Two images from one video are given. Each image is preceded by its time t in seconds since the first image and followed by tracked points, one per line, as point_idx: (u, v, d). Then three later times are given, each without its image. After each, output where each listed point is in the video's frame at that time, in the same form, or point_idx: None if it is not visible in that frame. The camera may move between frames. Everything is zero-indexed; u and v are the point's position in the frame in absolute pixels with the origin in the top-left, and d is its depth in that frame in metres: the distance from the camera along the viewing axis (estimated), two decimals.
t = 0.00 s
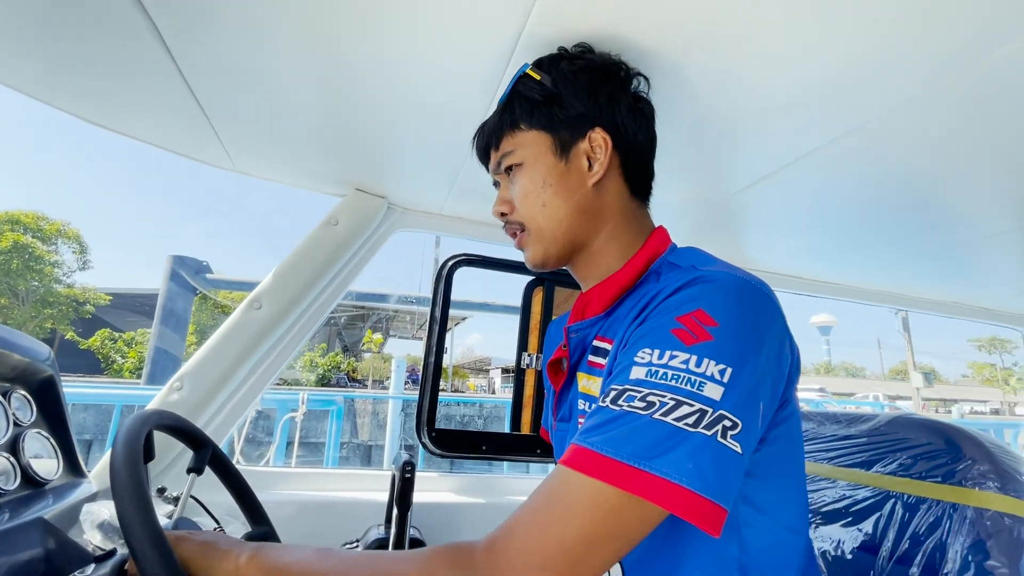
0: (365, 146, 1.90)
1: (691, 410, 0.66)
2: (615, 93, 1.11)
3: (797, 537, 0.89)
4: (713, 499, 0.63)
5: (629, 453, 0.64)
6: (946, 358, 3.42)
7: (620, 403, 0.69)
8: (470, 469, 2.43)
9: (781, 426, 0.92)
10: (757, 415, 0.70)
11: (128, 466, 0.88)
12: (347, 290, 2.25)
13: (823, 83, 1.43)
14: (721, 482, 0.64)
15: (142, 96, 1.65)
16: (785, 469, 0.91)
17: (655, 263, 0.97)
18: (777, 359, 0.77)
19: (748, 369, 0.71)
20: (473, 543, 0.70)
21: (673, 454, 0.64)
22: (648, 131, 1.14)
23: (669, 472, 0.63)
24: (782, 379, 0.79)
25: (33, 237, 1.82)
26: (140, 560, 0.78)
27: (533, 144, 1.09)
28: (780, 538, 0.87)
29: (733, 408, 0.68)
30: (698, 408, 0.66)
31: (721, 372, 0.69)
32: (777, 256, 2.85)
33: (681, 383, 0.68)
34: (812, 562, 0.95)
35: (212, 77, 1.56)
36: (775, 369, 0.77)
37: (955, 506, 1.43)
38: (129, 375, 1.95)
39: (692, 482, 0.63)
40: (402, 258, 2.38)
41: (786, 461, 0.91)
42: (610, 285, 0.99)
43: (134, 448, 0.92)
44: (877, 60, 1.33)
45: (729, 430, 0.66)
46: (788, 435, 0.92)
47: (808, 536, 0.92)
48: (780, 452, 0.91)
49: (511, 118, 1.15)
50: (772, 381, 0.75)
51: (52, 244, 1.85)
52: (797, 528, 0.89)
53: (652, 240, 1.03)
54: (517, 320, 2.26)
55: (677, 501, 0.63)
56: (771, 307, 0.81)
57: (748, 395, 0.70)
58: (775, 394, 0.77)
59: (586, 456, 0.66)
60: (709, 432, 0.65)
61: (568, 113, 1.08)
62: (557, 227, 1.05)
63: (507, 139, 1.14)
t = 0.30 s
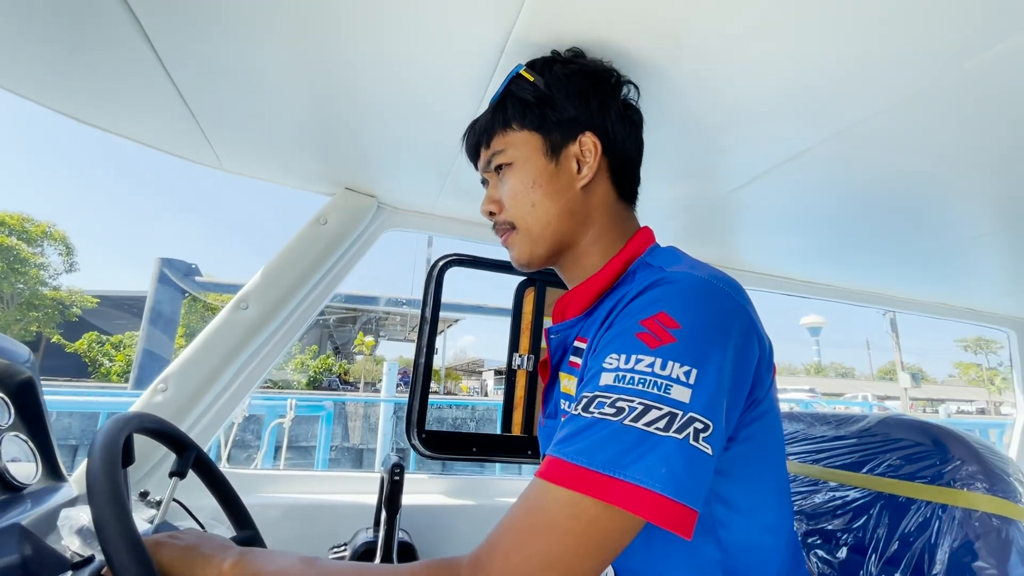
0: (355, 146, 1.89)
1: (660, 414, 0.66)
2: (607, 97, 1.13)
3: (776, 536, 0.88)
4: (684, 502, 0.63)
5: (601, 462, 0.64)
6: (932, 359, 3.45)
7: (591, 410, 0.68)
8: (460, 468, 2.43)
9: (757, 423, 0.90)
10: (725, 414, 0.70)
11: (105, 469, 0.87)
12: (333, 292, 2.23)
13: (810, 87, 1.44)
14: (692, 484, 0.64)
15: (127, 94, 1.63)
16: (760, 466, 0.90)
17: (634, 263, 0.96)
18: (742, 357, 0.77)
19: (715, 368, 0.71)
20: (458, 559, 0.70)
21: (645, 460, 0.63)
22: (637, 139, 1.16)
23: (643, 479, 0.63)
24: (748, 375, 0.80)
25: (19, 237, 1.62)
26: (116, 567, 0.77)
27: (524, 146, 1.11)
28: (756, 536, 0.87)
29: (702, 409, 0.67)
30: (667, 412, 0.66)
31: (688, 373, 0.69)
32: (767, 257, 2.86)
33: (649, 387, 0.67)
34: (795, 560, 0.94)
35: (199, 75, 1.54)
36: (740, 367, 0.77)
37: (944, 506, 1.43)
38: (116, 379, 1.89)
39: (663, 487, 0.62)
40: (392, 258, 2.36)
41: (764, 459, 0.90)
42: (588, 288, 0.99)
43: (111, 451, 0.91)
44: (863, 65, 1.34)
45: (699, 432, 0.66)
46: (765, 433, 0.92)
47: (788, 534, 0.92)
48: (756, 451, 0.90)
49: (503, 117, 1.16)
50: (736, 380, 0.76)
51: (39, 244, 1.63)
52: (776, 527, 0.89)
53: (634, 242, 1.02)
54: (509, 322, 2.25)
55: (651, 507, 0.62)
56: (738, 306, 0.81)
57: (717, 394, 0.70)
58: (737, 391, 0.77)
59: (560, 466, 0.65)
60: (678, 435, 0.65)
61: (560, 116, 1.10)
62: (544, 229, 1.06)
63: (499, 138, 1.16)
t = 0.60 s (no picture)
0: (349, 146, 1.89)
1: (662, 406, 0.66)
2: (628, 106, 1.20)
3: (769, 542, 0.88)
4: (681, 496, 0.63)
5: (602, 450, 0.64)
6: (924, 359, 3.48)
7: (594, 397, 0.69)
8: (452, 471, 2.41)
9: (758, 428, 0.90)
10: (727, 412, 0.71)
11: (86, 476, 0.87)
12: (324, 294, 2.23)
13: (802, 88, 1.45)
14: (690, 479, 0.64)
15: (119, 93, 1.62)
16: (758, 468, 0.90)
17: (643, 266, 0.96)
18: (748, 356, 0.77)
19: (720, 366, 0.71)
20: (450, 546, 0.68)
21: (644, 450, 0.64)
22: (652, 148, 1.23)
23: (642, 469, 0.63)
24: (755, 376, 0.80)
25: (10, 239, 1.61)
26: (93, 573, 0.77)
27: (547, 146, 1.17)
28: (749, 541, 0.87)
29: (704, 404, 0.68)
30: (670, 405, 0.66)
31: (692, 369, 0.69)
32: (760, 258, 2.87)
33: (653, 379, 0.68)
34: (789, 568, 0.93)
35: (192, 74, 1.53)
36: (746, 367, 0.77)
37: (929, 507, 1.44)
38: (107, 382, 1.87)
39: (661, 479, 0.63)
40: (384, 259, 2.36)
41: (762, 464, 0.90)
42: (596, 289, 1.01)
43: (92, 455, 0.92)
44: (848, 68, 1.36)
45: (701, 427, 0.66)
46: (766, 439, 0.91)
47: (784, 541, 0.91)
48: (756, 455, 0.89)
49: (526, 115, 1.23)
50: (740, 378, 0.76)
51: (28, 246, 1.62)
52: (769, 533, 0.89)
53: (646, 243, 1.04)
54: (500, 322, 2.27)
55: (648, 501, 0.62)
56: (746, 305, 0.81)
57: (720, 391, 0.70)
58: (742, 390, 0.77)
59: (562, 453, 0.66)
60: (680, 428, 0.65)
61: (583, 119, 1.17)
62: (560, 226, 1.12)
63: (522, 136, 1.22)
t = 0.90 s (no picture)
0: (344, 147, 1.89)
1: (658, 403, 0.66)
2: (658, 116, 1.21)
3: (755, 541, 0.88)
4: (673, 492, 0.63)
5: (597, 445, 0.64)
6: (919, 358, 3.49)
7: (590, 393, 0.69)
8: (450, 472, 2.38)
9: (754, 428, 0.89)
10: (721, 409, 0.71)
11: (73, 482, 0.90)
12: (320, 295, 2.23)
13: (800, 87, 1.46)
14: (682, 475, 0.64)
15: (112, 94, 1.61)
16: (751, 469, 0.89)
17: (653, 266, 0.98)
18: (742, 356, 0.78)
19: (713, 364, 0.71)
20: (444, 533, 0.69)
21: (639, 445, 0.64)
22: (675, 159, 1.25)
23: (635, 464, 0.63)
24: (750, 374, 0.79)
25: (6, 240, 1.61)
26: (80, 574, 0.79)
27: (576, 147, 1.17)
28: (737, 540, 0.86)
29: (699, 402, 0.68)
30: (665, 402, 0.67)
31: (688, 367, 0.69)
32: (755, 258, 2.88)
33: (648, 375, 0.68)
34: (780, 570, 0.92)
35: (188, 74, 1.52)
36: (741, 365, 0.77)
37: (921, 505, 1.45)
38: (102, 384, 1.87)
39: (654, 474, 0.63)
40: (379, 261, 2.36)
41: (756, 464, 0.89)
42: (604, 285, 1.03)
43: (79, 462, 0.94)
44: (841, 68, 1.37)
45: (694, 425, 0.66)
46: (761, 440, 0.90)
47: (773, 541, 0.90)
48: (750, 455, 0.89)
49: (558, 112, 1.22)
50: (735, 376, 0.76)
51: (23, 248, 1.63)
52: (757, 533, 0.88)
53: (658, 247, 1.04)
54: (496, 321, 2.25)
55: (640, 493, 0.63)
56: (743, 304, 0.81)
57: (714, 389, 0.70)
58: (737, 388, 0.77)
59: (557, 447, 0.66)
60: (674, 425, 0.66)
61: (616, 123, 1.17)
62: (580, 228, 1.12)
63: (552, 133, 1.22)
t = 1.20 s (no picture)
0: (343, 148, 1.89)
1: (651, 387, 0.66)
2: (672, 116, 1.22)
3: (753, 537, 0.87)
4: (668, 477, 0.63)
5: (590, 433, 0.64)
6: (919, 358, 3.49)
7: (584, 381, 0.69)
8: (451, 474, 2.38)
9: (751, 420, 0.89)
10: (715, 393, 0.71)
11: (73, 486, 0.90)
12: (320, 295, 2.24)
13: (797, 86, 1.46)
14: (676, 459, 0.64)
15: (111, 97, 1.61)
16: (748, 463, 0.88)
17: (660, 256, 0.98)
18: (736, 340, 0.78)
19: (707, 348, 0.71)
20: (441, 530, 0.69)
21: (634, 430, 0.64)
22: (686, 161, 1.25)
23: (629, 450, 0.63)
24: (744, 360, 0.79)
25: (4, 242, 1.60)
26: None
27: (588, 140, 1.18)
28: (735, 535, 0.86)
29: (693, 386, 0.68)
30: (659, 387, 0.67)
31: (681, 351, 0.69)
32: (755, 258, 2.89)
33: (641, 360, 0.68)
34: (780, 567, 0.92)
35: (187, 77, 1.53)
36: (734, 351, 0.77)
37: (923, 504, 1.45)
38: (102, 385, 1.87)
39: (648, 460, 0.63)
40: (378, 262, 2.36)
41: (752, 458, 0.89)
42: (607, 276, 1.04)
43: (79, 467, 0.94)
44: (838, 67, 1.38)
45: (689, 408, 0.66)
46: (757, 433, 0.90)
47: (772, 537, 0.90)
48: (747, 447, 0.88)
49: (574, 103, 1.23)
50: (728, 361, 0.76)
51: (20, 250, 1.62)
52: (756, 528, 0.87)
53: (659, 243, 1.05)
54: (496, 322, 2.26)
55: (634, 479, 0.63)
56: (735, 290, 0.81)
57: (709, 373, 0.70)
58: (732, 374, 0.77)
59: (552, 437, 0.66)
60: (669, 409, 0.65)
61: (630, 119, 1.17)
62: (585, 220, 1.12)
63: (565, 124, 1.23)
